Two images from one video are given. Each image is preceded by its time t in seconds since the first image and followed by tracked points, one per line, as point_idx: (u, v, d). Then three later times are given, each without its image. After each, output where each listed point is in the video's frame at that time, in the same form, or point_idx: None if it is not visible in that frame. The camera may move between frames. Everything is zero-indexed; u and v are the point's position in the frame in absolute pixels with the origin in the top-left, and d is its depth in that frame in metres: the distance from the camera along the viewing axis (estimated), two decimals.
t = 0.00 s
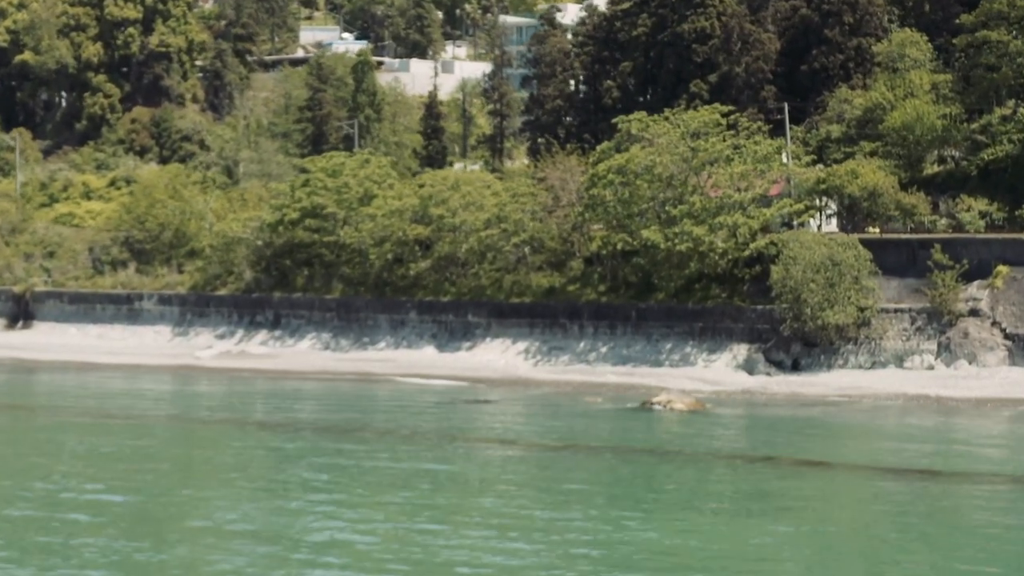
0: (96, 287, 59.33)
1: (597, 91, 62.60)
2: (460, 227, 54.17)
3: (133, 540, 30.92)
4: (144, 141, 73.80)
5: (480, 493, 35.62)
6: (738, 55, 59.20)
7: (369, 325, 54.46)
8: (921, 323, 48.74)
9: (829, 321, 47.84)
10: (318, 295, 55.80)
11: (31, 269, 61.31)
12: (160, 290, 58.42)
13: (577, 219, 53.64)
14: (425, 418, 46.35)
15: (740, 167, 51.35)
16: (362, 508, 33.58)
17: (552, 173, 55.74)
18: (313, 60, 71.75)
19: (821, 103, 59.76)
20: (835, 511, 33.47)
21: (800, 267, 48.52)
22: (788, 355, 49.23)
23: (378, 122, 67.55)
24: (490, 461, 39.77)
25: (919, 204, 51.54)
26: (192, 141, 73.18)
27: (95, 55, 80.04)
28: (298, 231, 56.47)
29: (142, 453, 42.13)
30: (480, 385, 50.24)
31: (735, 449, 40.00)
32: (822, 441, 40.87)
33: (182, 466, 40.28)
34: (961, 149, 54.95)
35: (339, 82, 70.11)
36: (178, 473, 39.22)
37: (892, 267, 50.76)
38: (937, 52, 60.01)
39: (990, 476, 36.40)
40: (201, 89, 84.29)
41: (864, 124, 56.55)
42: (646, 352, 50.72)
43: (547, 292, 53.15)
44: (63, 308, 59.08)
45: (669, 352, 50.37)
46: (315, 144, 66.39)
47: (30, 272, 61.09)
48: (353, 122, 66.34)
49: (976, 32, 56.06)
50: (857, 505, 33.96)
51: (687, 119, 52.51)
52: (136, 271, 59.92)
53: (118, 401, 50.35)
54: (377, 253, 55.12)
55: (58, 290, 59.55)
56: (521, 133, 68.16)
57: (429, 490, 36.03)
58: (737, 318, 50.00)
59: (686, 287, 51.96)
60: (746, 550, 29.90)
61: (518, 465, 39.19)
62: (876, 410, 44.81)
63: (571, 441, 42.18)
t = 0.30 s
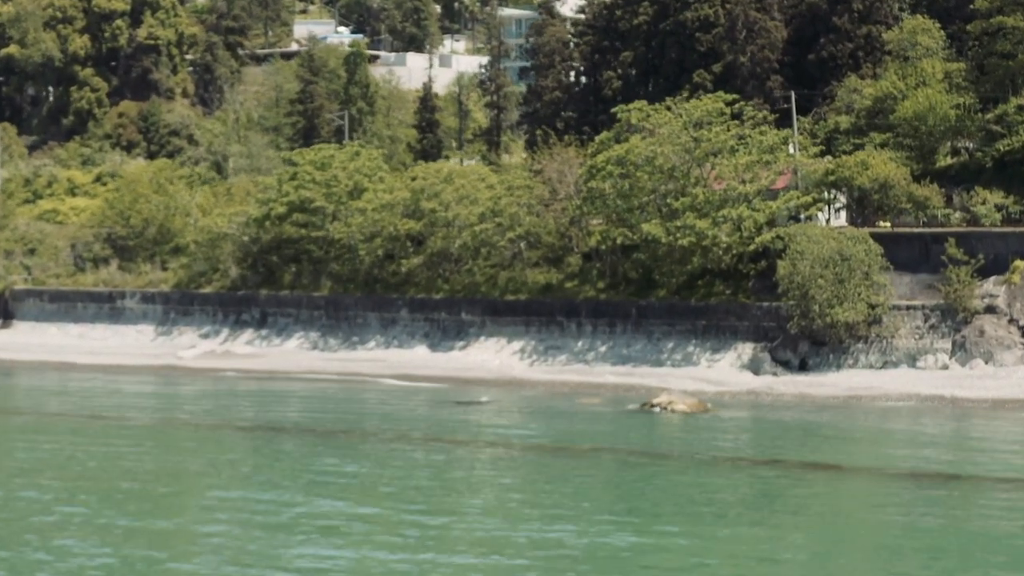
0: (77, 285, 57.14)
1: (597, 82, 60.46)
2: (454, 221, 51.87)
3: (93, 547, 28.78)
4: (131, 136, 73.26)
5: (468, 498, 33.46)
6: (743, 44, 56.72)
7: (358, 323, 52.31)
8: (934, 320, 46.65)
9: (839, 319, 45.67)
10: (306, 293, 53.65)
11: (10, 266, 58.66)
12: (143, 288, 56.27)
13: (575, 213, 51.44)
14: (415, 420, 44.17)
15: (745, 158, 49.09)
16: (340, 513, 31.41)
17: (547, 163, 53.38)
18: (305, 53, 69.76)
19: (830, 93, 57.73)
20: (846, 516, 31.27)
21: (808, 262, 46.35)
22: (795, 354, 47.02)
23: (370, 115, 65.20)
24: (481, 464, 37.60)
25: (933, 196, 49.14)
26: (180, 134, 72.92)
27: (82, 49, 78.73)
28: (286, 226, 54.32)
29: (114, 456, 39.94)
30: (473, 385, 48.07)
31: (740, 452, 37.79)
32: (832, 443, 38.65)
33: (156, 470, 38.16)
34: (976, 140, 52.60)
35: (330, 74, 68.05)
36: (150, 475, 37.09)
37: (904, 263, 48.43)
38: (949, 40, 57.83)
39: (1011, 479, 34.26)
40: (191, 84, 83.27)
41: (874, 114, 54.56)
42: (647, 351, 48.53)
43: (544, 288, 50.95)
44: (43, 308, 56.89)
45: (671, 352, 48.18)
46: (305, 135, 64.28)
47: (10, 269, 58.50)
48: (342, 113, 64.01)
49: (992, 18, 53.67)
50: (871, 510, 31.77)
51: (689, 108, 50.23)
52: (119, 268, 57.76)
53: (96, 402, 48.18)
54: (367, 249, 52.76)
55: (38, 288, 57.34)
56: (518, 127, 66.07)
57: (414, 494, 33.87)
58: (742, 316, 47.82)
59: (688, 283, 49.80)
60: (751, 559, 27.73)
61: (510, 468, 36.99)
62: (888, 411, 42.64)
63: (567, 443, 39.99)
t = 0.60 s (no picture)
0: (58, 282, 55.15)
1: (597, 73, 58.47)
2: (446, 215, 49.81)
3: (49, 552, 26.86)
4: (118, 130, 71.84)
5: (454, 501, 31.49)
6: (747, 31, 54.63)
7: (347, 321, 50.34)
8: (947, 317, 44.62)
9: (846, 317, 43.68)
10: (293, 290, 51.65)
11: None
12: (126, 285, 54.28)
13: (572, 206, 49.34)
14: (403, 421, 42.21)
15: (749, 148, 46.98)
16: (315, 518, 29.43)
17: (542, 154, 51.19)
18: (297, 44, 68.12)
19: (838, 83, 55.81)
20: (857, 522, 29.26)
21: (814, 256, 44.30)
22: (802, 353, 45.02)
23: (362, 108, 63.04)
24: (470, 466, 35.65)
25: (945, 186, 46.89)
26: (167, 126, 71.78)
27: (68, 41, 76.98)
28: (273, 220, 52.32)
29: (86, 456, 37.93)
30: (465, 385, 46.10)
31: (743, 454, 35.80)
32: (841, 444, 36.65)
33: (128, 471, 36.20)
34: (989, 130, 50.41)
35: (322, 65, 66.21)
36: (121, 477, 35.12)
37: (915, 257, 46.32)
38: (962, 28, 55.93)
39: None
40: (180, 78, 81.93)
41: (883, 105, 52.53)
42: (647, 350, 46.50)
43: (540, 285, 48.94)
44: (22, 305, 54.86)
45: (672, 350, 46.15)
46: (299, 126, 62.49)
47: None
48: (333, 104, 62.33)
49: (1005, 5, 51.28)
50: (884, 516, 29.76)
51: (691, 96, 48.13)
52: (101, 266, 55.78)
53: (74, 401, 46.18)
54: (356, 244, 50.70)
55: (17, 286, 55.32)
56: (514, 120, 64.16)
57: (397, 497, 31.91)
58: (746, 313, 45.83)
59: (690, 279, 47.83)
60: (754, 568, 25.76)
61: (500, 470, 35.03)
62: (900, 412, 40.64)
63: (562, 445, 38.03)
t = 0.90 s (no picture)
0: (35, 279, 53.03)
1: (596, 64, 56.12)
2: (437, 207, 47.64)
3: None
4: (103, 123, 70.19)
5: (436, 505, 29.35)
6: (752, 18, 53.01)
7: (334, 318, 48.21)
8: (962, 313, 42.31)
9: (857, 310, 41.60)
10: (278, 285, 49.51)
11: None
12: (105, 281, 52.15)
13: (569, 197, 47.14)
14: (389, 421, 40.08)
15: (754, 134, 44.70)
16: (287, 524, 27.34)
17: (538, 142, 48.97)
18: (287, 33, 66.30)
19: (846, 70, 53.74)
20: (869, 529, 27.08)
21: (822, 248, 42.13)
22: (809, 350, 42.81)
23: (353, 98, 60.89)
24: (456, 468, 33.51)
25: (960, 175, 44.70)
26: (153, 120, 70.01)
27: (53, 32, 75.33)
28: (257, 213, 50.22)
29: (51, 457, 35.83)
30: (456, 384, 43.95)
31: (747, 457, 33.63)
32: (850, 446, 34.46)
33: (94, 472, 34.12)
34: (1005, 119, 48.35)
35: (312, 55, 64.37)
36: (85, 479, 33.02)
37: (928, 250, 44.10)
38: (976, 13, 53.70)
39: None
40: (168, 71, 80.40)
41: (894, 94, 50.31)
42: (647, 348, 44.34)
43: (534, 280, 46.79)
44: None
45: (673, 348, 43.99)
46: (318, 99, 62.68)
47: None
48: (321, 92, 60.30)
49: None
50: (898, 522, 27.58)
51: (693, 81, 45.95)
52: (79, 261, 53.67)
53: (46, 400, 44.07)
54: (344, 238, 48.60)
55: None
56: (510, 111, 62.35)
57: (375, 501, 29.77)
58: (750, 309, 43.70)
59: (692, 273, 45.64)
60: None
61: (488, 473, 32.90)
62: (914, 412, 38.49)
63: (555, 446, 35.87)
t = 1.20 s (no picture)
0: (11, 275, 51.04)
1: (594, 51, 54.27)
2: (426, 199, 45.55)
3: None
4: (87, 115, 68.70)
5: (417, 510, 27.32)
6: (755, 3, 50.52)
7: (319, 315, 46.15)
8: (977, 308, 40.27)
9: (866, 305, 39.52)
10: (261, 281, 47.47)
11: None
12: (82, 277, 50.13)
13: (565, 188, 45.02)
14: (373, 421, 38.08)
15: (758, 121, 42.59)
16: (254, 531, 25.35)
17: (533, 131, 46.85)
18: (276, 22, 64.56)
19: (854, 57, 51.90)
20: (882, 536, 25.04)
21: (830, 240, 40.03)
22: (816, 348, 40.65)
23: (343, 89, 58.98)
24: (441, 470, 31.50)
25: (973, 165, 42.44)
26: (138, 113, 68.20)
27: (37, 22, 73.95)
28: (240, 206, 48.17)
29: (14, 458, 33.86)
30: (445, 383, 41.91)
31: (751, 458, 31.60)
32: (861, 448, 32.40)
33: (57, 472, 32.14)
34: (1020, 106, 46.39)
35: (300, 44, 62.61)
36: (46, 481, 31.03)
37: (941, 243, 41.97)
38: None
39: None
40: (155, 63, 78.98)
41: (904, 82, 48.15)
42: (645, 345, 42.26)
43: (528, 274, 44.70)
44: None
45: (673, 346, 41.93)
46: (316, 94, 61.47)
47: None
48: (309, 82, 58.40)
49: None
50: (912, 526, 25.58)
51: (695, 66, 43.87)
52: (57, 256, 51.68)
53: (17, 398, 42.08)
54: (330, 231, 46.54)
55: None
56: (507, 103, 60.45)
57: (352, 504, 27.78)
58: (754, 304, 41.61)
59: (694, 267, 43.53)
60: None
61: (475, 474, 30.86)
62: (927, 412, 36.42)
63: (547, 447, 33.83)
